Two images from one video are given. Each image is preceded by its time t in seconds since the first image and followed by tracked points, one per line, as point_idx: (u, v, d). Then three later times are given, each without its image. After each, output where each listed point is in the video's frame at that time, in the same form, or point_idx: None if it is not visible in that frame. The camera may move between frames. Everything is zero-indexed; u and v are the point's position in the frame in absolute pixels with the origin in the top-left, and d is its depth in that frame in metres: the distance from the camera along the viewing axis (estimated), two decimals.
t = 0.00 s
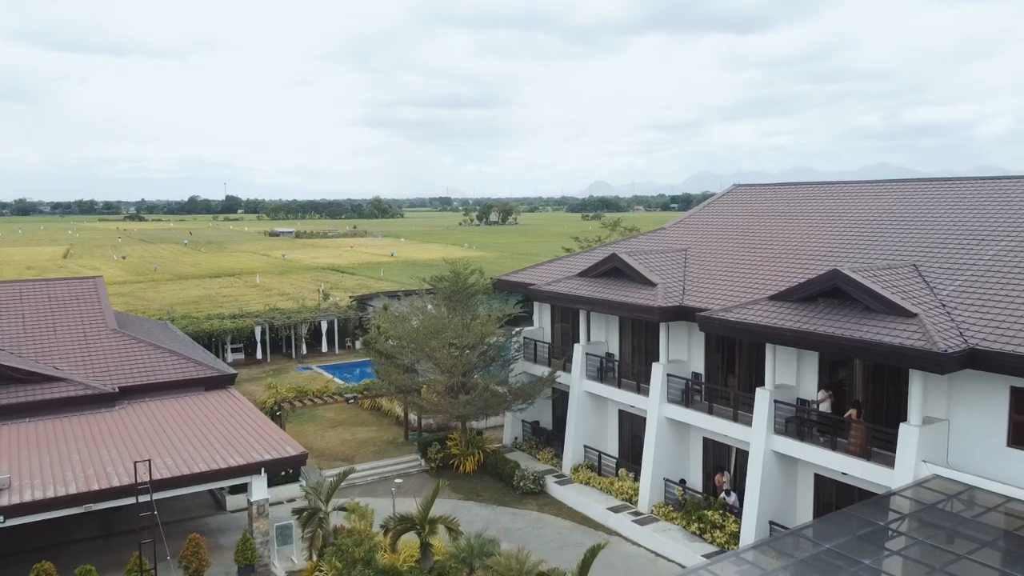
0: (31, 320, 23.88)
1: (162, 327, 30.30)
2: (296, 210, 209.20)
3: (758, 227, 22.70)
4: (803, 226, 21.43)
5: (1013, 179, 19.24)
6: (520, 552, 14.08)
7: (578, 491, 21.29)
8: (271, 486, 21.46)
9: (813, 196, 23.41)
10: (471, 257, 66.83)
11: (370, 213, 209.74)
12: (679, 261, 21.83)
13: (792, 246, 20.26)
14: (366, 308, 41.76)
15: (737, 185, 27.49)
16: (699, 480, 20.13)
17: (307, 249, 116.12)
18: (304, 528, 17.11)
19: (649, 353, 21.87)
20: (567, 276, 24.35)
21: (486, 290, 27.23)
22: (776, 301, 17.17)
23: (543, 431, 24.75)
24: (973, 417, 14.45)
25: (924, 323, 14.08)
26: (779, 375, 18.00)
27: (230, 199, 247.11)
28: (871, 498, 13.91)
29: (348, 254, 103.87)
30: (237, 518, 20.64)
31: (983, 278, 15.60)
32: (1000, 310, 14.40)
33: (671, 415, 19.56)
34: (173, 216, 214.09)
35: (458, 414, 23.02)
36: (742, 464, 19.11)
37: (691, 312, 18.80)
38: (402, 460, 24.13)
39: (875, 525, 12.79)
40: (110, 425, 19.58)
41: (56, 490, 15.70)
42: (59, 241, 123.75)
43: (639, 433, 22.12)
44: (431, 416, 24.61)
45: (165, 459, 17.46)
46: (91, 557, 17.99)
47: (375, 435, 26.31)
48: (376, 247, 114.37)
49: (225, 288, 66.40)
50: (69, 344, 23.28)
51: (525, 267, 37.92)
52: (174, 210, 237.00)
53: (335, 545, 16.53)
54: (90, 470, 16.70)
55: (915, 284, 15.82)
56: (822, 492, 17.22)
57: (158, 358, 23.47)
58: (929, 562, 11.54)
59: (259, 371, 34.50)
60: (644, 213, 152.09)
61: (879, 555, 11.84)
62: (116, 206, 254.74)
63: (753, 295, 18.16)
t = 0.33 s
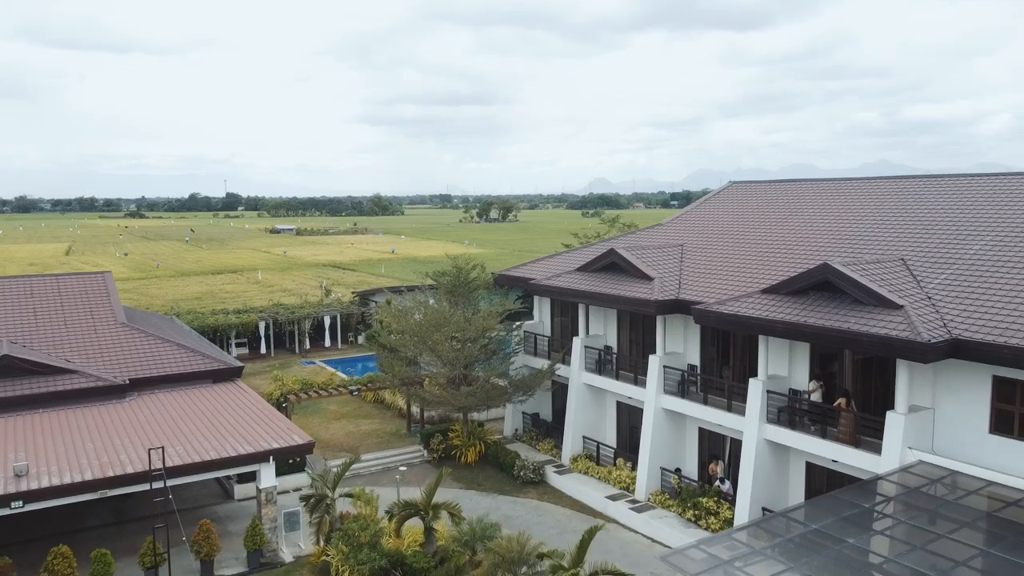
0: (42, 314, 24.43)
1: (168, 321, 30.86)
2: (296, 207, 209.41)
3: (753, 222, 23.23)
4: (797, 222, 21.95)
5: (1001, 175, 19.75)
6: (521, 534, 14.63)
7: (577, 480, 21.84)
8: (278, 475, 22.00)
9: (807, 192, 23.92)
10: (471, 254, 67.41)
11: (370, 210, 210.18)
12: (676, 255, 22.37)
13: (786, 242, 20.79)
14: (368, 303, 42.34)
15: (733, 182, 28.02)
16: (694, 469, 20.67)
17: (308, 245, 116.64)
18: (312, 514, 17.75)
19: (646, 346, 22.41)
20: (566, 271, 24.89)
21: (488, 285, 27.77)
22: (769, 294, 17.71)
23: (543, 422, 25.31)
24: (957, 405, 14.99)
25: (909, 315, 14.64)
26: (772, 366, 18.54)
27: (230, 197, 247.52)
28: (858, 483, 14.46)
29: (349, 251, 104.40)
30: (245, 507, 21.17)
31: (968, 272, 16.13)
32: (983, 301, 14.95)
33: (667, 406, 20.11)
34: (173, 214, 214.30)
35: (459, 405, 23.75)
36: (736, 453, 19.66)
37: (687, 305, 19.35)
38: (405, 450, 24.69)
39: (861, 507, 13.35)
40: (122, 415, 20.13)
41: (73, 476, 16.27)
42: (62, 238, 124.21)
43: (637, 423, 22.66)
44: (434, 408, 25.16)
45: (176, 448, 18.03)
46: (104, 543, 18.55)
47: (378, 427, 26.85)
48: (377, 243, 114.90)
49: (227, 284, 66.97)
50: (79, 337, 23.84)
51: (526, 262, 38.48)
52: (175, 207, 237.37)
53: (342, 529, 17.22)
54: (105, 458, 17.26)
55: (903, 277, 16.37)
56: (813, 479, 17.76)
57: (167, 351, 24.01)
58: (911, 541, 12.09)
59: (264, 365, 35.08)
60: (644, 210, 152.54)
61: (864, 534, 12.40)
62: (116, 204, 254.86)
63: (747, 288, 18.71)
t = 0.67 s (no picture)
0: (53, 308, 24.99)
1: (174, 316, 31.42)
2: (296, 205, 209.77)
3: (748, 219, 23.79)
4: (790, 218, 22.49)
5: (989, 173, 20.29)
6: (521, 519, 15.18)
7: (575, 470, 22.40)
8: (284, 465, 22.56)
9: (801, 189, 24.45)
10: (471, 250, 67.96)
11: (371, 207, 210.63)
12: (672, 251, 22.94)
13: (779, 237, 21.34)
14: (370, 299, 42.92)
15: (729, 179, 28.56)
16: (690, 459, 21.25)
17: (309, 242, 117.18)
18: (318, 500, 18.31)
19: (643, 339, 22.97)
20: (566, 266, 25.44)
21: (489, 280, 28.33)
22: (761, 287, 18.27)
23: (543, 415, 25.89)
24: (942, 394, 15.55)
25: (895, 307, 15.21)
26: (764, 357, 19.10)
27: (231, 194, 247.90)
28: (846, 468, 15.03)
29: (350, 248, 104.97)
30: (252, 495, 21.73)
31: (953, 266, 16.70)
32: (966, 295, 15.51)
33: (663, 397, 20.68)
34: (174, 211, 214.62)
35: (461, 397, 24.32)
36: (730, 443, 20.22)
37: (682, 299, 19.92)
38: (408, 442, 25.26)
39: (847, 491, 13.93)
40: (133, 406, 20.69)
41: (88, 464, 16.83)
42: (63, 235, 124.67)
43: (634, 415, 23.24)
44: (436, 401, 25.72)
45: (187, 436, 18.59)
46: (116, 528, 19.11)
47: (381, 419, 27.41)
48: (378, 240, 115.44)
49: (229, 281, 67.49)
50: (90, 331, 24.39)
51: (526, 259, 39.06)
52: (176, 205, 237.74)
53: (348, 515, 18.02)
54: (118, 446, 17.82)
55: (891, 272, 16.93)
56: (804, 467, 18.34)
57: (174, 344, 24.56)
58: (894, 523, 12.66)
59: (268, 359, 35.64)
60: (644, 207, 153.06)
61: (849, 516, 12.97)
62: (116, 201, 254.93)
63: (740, 282, 19.26)
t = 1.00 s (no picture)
0: (64, 303, 25.55)
1: (181, 311, 32.00)
2: (296, 202, 210.14)
3: (743, 215, 24.34)
4: (784, 215, 23.05)
5: (977, 171, 20.85)
6: (522, 504, 15.72)
7: (575, 461, 22.96)
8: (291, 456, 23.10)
9: (796, 187, 25.00)
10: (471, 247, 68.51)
11: (371, 205, 211.15)
12: (669, 246, 23.50)
13: (773, 233, 21.90)
14: (372, 295, 43.48)
15: (725, 176, 29.11)
16: (686, 449, 21.81)
17: (311, 239, 117.75)
18: (325, 488, 18.98)
19: (640, 333, 23.53)
20: (565, 262, 26.00)
21: (490, 276, 28.88)
22: (755, 282, 18.84)
23: (543, 407, 26.47)
24: (928, 384, 16.12)
25: (882, 300, 15.79)
26: (758, 349, 19.67)
27: (231, 191, 248.14)
28: (835, 455, 15.59)
29: (351, 245, 105.52)
30: (260, 485, 22.30)
31: (940, 261, 17.26)
32: (951, 288, 16.08)
33: (660, 389, 21.25)
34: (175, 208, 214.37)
35: (463, 389, 24.89)
36: (725, 434, 20.78)
37: (678, 293, 20.49)
38: (410, 434, 25.83)
39: (835, 476, 14.50)
40: (144, 397, 21.28)
41: (103, 452, 17.42)
42: (65, 232, 125.21)
43: (632, 407, 23.81)
44: (438, 394, 26.29)
45: (198, 426, 19.17)
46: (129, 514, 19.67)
47: (384, 412, 27.97)
48: (379, 238, 115.98)
49: (232, 277, 68.03)
50: (100, 325, 24.96)
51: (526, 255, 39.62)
52: (177, 202, 238.26)
53: (354, 501, 18.78)
54: (131, 436, 18.40)
55: (879, 266, 17.50)
56: (796, 456, 18.91)
57: (183, 338, 25.12)
58: (879, 505, 13.24)
59: (273, 354, 36.22)
60: (644, 204, 153.47)
61: (836, 499, 13.55)
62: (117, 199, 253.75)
63: (735, 277, 19.82)
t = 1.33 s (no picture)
0: (74, 298, 26.12)
1: (187, 306, 32.56)
2: (297, 199, 210.60)
3: (739, 211, 24.89)
4: (779, 211, 23.61)
5: (967, 168, 21.39)
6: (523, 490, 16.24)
7: (574, 451, 23.53)
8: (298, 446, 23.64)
9: (790, 184, 25.56)
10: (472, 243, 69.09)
11: (371, 202, 211.62)
12: (666, 242, 24.06)
13: (768, 229, 22.46)
14: (374, 291, 44.05)
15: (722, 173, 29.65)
16: (682, 439, 22.39)
17: (312, 236, 118.36)
18: (332, 476, 19.49)
19: (638, 326, 24.09)
20: (565, 257, 26.57)
21: (491, 271, 29.45)
22: (748, 275, 19.40)
23: (543, 399, 27.06)
24: (915, 374, 16.68)
25: (871, 292, 16.35)
26: (752, 341, 20.23)
27: (232, 188, 248.64)
28: (825, 442, 16.17)
29: (352, 242, 106.07)
30: (268, 474, 22.89)
31: (928, 255, 17.81)
32: (937, 281, 16.64)
33: (657, 380, 21.83)
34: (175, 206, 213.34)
35: (465, 382, 25.47)
36: (721, 424, 21.35)
37: (675, 287, 21.05)
38: (413, 425, 26.42)
39: (824, 461, 15.09)
40: (155, 388, 21.86)
41: (118, 440, 18.00)
42: (67, 229, 125.55)
43: (630, 398, 24.39)
44: (440, 386, 26.87)
45: (208, 416, 19.74)
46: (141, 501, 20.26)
47: (388, 404, 28.55)
48: (380, 234, 116.61)
49: (234, 274, 68.64)
50: (110, 319, 25.53)
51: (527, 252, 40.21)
52: (178, 199, 238.71)
53: (361, 488, 19.33)
54: (145, 425, 18.99)
55: (870, 261, 18.05)
56: (789, 445, 19.48)
57: (191, 332, 25.69)
58: (865, 489, 13.82)
59: (278, 348, 36.89)
60: (644, 201, 153.99)
61: (825, 483, 14.13)
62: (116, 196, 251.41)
63: (730, 271, 20.38)
